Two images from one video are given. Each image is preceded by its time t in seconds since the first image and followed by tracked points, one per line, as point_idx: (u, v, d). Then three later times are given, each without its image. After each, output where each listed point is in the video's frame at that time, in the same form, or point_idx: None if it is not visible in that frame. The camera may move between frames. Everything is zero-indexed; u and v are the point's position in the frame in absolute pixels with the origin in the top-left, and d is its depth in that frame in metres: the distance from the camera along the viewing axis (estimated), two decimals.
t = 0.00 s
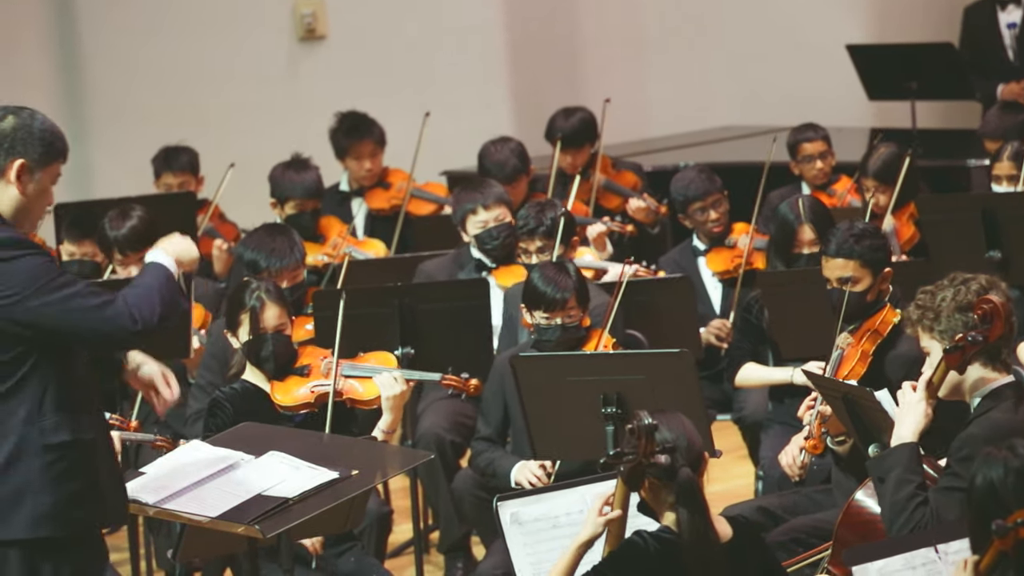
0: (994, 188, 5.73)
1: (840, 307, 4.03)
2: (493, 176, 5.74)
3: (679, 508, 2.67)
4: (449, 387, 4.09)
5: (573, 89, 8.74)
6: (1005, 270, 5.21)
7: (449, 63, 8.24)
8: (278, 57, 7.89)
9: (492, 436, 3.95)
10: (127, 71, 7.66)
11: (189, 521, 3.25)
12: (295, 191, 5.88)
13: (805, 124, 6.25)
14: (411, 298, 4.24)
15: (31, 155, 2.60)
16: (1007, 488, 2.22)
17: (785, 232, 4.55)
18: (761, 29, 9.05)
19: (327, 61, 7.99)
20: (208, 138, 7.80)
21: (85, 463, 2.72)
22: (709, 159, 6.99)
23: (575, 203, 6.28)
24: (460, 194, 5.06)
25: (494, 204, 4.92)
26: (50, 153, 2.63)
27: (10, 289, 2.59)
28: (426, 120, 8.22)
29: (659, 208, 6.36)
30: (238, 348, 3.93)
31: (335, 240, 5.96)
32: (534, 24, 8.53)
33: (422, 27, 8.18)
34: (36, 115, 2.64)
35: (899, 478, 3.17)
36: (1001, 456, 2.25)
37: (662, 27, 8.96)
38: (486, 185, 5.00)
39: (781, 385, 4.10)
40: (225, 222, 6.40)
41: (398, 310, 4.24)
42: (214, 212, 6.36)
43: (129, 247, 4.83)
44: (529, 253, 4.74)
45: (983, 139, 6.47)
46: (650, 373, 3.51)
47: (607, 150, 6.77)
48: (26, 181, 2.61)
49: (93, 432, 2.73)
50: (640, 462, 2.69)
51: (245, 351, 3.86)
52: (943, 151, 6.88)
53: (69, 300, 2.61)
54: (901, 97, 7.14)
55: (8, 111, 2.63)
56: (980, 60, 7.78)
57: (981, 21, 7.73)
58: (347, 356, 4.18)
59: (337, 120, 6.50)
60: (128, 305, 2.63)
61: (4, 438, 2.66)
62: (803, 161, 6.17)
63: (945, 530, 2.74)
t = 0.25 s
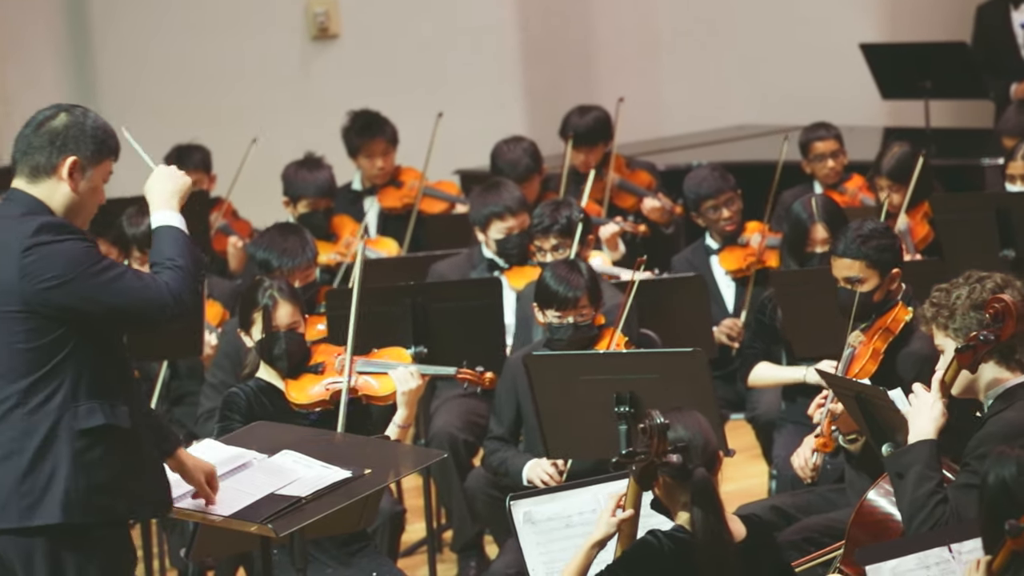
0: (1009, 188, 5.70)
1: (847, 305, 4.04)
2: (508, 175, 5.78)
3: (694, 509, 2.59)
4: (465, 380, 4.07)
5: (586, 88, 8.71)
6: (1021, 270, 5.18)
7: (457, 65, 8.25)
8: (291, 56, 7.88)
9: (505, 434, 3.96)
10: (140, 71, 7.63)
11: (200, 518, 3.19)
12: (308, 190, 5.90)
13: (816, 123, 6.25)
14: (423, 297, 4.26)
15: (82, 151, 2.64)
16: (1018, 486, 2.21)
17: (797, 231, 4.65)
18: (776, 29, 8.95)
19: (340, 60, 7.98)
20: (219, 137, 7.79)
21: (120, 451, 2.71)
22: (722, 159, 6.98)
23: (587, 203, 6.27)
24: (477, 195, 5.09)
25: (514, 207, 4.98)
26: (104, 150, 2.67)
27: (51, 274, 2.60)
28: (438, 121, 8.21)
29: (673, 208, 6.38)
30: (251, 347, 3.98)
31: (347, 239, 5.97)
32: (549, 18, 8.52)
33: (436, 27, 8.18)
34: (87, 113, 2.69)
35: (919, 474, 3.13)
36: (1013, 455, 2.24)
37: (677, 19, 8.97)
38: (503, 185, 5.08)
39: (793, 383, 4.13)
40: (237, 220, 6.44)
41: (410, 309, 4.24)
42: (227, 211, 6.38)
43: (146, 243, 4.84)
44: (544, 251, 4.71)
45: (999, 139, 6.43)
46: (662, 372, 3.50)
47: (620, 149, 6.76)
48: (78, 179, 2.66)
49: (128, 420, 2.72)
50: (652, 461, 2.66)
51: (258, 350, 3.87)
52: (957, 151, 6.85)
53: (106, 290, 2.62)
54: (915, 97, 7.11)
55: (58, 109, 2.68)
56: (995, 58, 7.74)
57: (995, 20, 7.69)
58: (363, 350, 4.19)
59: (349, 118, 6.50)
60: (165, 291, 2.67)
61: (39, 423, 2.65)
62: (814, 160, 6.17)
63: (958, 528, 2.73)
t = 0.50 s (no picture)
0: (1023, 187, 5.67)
1: (862, 305, 4.05)
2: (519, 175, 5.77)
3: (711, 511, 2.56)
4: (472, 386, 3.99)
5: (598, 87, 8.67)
6: None
7: (468, 66, 8.17)
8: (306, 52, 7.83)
9: (517, 433, 3.97)
10: (146, 73, 7.65)
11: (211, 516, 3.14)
12: (319, 188, 5.93)
13: (826, 123, 6.24)
14: (435, 296, 4.28)
15: (124, 153, 2.64)
16: None
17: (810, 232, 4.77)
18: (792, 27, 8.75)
19: (354, 60, 7.94)
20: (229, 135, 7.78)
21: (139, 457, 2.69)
22: (735, 158, 6.96)
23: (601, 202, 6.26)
24: (490, 194, 5.12)
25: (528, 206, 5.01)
26: (146, 153, 2.66)
27: (82, 270, 2.61)
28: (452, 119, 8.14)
29: (690, 207, 6.40)
30: (262, 347, 3.95)
31: (359, 237, 5.96)
32: (561, 19, 8.44)
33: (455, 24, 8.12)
34: (130, 115, 2.68)
35: (932, 477, 3.12)
36: None
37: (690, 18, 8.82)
38: (515, 184, 5.10)
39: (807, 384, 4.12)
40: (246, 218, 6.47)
41: (423, 308, 4.27)
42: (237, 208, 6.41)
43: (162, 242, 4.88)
44: (558, 249, 4.71)
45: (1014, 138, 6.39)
46: (674, 371, 3.50)
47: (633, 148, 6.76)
48: (120, 180, 2.66)
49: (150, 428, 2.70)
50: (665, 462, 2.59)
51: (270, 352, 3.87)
52: (970, 151, 6.83)
53: (132, 301, 2.62)
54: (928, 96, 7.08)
55: (102, 111, 2.68)
56: (1006, 57, 7.69)
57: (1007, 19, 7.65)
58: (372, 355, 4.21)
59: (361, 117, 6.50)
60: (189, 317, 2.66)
61: (60, 424, 2.64)
62: (824, 162, 6.17)
63: (970, 528, 2.71)
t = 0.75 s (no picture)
0: None
1: (876, 305, 4.05)
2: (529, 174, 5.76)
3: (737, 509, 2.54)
4: (483, 390, 3.86)
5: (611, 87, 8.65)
6: None
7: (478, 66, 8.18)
8: (316, 53, 7.85)
9: (529, 432, 3.97)
10: (157, 71, 7.63)
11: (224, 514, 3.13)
12: (330, 185, 5.93)
13: (842, 123, 6.25)
14: (447, 295, 4.28)
15: (145, 148, 2.64)
16: None
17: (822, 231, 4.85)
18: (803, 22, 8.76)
19: (362, 59, 7.95)
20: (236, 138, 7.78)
21: (167, 459, 2.69)
22: (748, 156, 6.96)
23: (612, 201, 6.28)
24: (495, 193, 5.11)
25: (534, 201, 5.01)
26: (167, 147, 2.67)
27: (113, 273, 2.60)
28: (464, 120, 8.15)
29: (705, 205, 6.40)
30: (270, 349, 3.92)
31: (369, 235, 5.98)
32: (572, 17, 8.44)
33: (464, 24, 8.12)
34: (148, 109, 2.68)
35: (944, 494, 3.07)
36: None
37: (700, 14, 8.79)
38: (520, 183, 5.11)
39: (819, 384, 4.11)
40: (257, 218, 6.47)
41: (435, 306, 4.28)
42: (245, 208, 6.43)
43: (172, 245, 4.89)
44: (571, 248, 4.71)
45: None
46: (687, 370, 3.49)
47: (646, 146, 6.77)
48: (142, 176, 2.66)
49: (176, 431, 2.70)
50: (678, 461, 2.59)
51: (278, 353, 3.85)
52: (982, 150, 6.81)
53: (163, 308, 2.61)
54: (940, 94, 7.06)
55: (120, 107, 2.68)
56: (1019, 54, 7.66)
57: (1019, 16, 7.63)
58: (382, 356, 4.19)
59: (374, 115, 6.51)
60: (224, 330, 2.67)
61: (89, 424, 2.64)
62: (841, 162, 6.18)
63: (982, 527, 2.71)
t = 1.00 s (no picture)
0: None
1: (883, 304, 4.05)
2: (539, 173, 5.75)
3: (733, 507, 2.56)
4: (490, 387, 3.82)
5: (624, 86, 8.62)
6: None
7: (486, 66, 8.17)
8: (328, 52, 7.86)
9: (540, 432, 3.98)
10: (167, 70, 7.64)
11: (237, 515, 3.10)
12: (340, 184, 5.94)
13: (862, 124, 6.25)
14: (458, 295, 4.27)
15: (136, 133, 2.62)
16: None
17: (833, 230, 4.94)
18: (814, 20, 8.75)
19: (375, 57, 7.95)
20: (244, 140, 7.78)
21: (198, 452, 2.69)
22: (760, 156, 6.96)
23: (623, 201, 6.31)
24: (501, 193, 5.07)
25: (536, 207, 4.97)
26: (153, 123, 2.65)
27: (146, 270, 2.56)
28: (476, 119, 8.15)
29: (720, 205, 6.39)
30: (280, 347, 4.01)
31: (378, 234, 6.02)
32: (583, 16, 8.42)
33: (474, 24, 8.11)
34: (117, 94, 2.64)
35: (948, 487, 3.05)
36: None
37: (712, 15, 8.74)
38: (527, 182, 5.08)
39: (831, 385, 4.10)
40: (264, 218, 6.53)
41: (446, 306, 4.26)
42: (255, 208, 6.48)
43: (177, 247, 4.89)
44: (583, 248, 4.71)
45: None
46: (698, 370, 3.49)
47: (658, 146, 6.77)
48: (144, 161, 2.65)
49: (204, 425, 2.70)
50: (688, 461, 2.58)
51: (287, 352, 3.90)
52: (994, 151, 6.80)
53: (196, 301, 2.56)
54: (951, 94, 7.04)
55: (92, 103, 2.63)
56: None
57: None
58: (390, 352, 4.13)
59: (386, 114, 6.53)
60: (260, 297, 2.61)
61: (123, 422, 2.61)
62: (859, 166, 6.20)
63: (993, 527, 2.70)
